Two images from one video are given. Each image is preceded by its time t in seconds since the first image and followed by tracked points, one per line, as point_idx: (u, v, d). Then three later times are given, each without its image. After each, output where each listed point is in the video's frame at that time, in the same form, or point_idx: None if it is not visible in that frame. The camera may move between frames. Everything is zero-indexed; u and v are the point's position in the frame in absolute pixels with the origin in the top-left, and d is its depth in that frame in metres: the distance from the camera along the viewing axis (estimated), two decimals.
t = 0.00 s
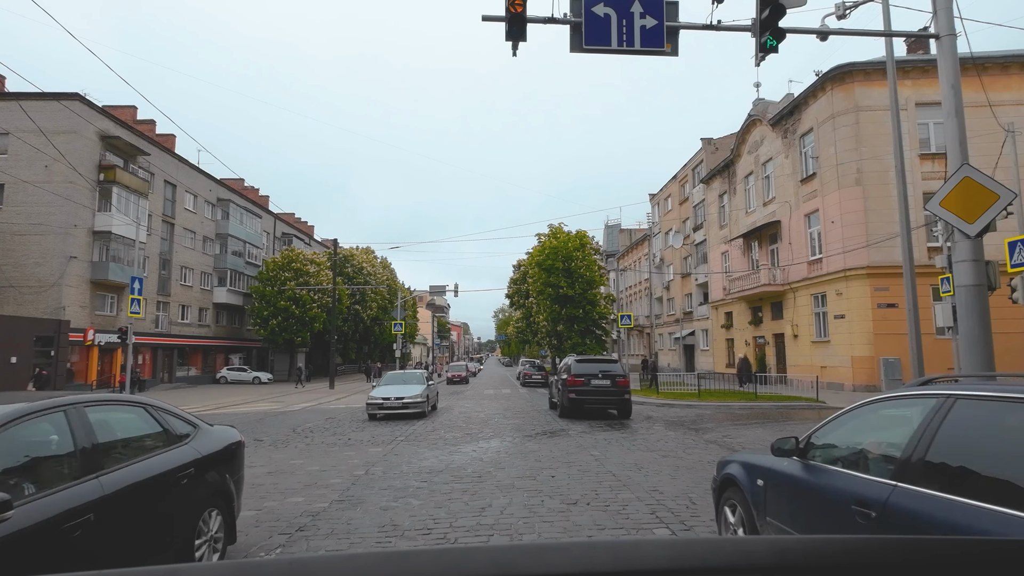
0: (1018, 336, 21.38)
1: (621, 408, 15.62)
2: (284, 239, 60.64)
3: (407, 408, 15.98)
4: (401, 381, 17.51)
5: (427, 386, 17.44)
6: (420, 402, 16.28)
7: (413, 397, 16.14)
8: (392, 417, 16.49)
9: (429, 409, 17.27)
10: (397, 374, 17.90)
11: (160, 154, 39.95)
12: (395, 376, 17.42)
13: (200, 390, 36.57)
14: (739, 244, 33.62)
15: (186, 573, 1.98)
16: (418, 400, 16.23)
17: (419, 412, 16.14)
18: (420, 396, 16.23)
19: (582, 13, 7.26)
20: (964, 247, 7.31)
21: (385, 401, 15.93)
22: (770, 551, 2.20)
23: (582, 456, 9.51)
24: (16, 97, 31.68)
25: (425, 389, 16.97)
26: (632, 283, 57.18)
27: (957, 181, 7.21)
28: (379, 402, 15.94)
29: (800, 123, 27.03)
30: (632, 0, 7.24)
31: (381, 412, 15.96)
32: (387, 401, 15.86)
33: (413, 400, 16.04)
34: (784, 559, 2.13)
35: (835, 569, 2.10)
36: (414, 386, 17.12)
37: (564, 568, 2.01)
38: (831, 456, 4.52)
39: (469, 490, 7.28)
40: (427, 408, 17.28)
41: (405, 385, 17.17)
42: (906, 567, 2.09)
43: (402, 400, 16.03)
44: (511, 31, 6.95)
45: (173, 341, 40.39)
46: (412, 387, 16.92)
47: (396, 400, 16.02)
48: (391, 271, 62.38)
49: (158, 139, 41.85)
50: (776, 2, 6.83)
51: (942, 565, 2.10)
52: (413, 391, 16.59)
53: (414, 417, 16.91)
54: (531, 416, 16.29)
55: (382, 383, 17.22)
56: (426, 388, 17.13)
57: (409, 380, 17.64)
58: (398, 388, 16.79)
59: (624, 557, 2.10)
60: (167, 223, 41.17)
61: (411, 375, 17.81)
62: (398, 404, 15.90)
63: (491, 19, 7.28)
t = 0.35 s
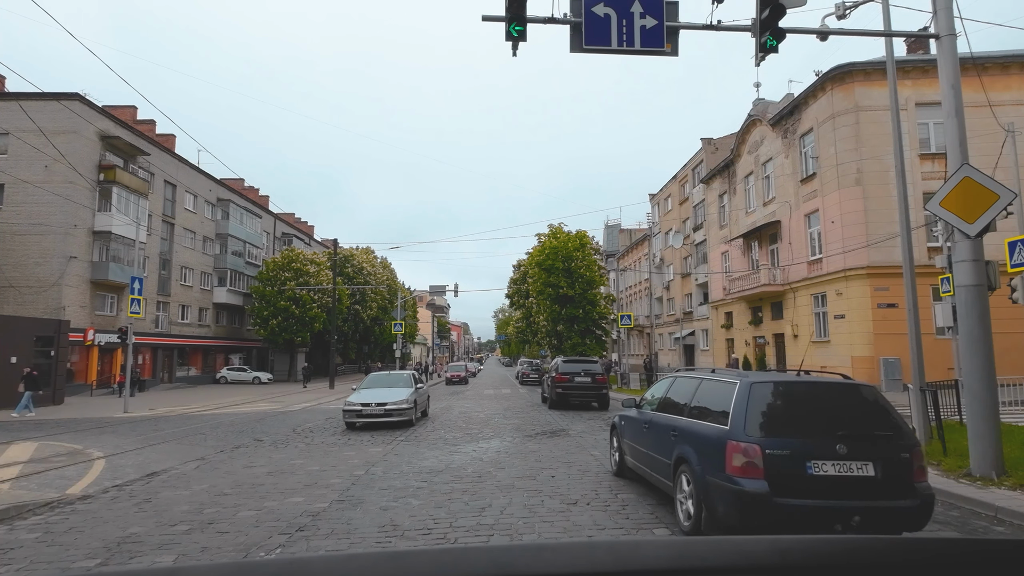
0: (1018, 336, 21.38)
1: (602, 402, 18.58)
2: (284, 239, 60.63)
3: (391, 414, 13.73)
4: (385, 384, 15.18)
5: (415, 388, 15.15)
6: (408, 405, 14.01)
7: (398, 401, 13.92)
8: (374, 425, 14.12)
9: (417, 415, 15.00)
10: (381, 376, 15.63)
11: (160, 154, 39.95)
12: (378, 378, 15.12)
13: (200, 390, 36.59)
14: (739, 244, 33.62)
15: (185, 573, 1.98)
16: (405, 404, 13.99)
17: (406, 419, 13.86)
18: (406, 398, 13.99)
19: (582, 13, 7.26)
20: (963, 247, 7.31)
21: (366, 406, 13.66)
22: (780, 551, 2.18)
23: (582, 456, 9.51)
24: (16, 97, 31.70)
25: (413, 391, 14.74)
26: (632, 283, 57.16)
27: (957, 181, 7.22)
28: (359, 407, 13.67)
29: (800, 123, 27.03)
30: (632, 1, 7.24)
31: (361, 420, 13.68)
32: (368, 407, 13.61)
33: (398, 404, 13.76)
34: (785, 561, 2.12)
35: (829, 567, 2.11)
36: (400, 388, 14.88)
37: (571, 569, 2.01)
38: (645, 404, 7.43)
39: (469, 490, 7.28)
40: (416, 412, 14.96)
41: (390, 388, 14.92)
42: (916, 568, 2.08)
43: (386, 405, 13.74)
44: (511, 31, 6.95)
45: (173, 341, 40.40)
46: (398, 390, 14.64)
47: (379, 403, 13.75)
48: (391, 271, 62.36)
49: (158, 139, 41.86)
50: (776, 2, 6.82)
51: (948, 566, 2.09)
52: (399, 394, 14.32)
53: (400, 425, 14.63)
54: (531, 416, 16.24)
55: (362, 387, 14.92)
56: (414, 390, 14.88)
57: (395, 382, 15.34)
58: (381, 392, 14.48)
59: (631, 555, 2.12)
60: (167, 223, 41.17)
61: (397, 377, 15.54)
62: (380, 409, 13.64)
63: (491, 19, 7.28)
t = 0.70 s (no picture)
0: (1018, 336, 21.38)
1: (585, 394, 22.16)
2: (284, 239, 60.63)
3: (367, 426, 11.37)
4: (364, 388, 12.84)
5: (399, 394, 12.78)
6: (387, 415, 11.64)
7: (376, 409, 11.59)
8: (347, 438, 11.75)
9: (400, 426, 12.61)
10: (359, 379, 13.31)
11: (160, 154, 39.95)
12: (355, 382, 12.79)
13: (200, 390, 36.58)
14: (739, 244, 33.62)
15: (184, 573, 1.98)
16: (384, 413, 11.63)
17: (385, 431, 11.51)
18: (385, 406, 11.64)
19: (582, 13, 7.26)
20: (963, 247, 7.31)
21: (335, 417, 11.31)
22: (781, 553, 2.17)
23: (582, 456, 9.51)
24: (16, 97, 31.68)
25: (395, 397, 12.38)
26: (632, 283, 57.18)
27: (957, 181, 7.22)
28: (328, 418, 11.32)
29: (800, 123, 27.03)
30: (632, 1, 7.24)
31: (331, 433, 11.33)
32: (338, 417, 11.26)
33: (375, 414, 11.41)
34: (785, 561, 2.12)
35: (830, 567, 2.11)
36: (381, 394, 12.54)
37: (572, 570, 2.01)
38: (587, 390, 10.98)
39: (469, 490, 7.28)
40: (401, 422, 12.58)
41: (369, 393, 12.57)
42: (918, 567, 2.08)
43: (360, 415, 11.37)
44: (511, 31, 6.95)
45: (173, 341, 40.41)
46: (379, 396, 12.29)
47: (352, 413, 11.39)
48: (391, 271, 62.38)
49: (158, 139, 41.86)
50: (776, 2, 6.83)
51: (950, 566, 2.09)
52: (377, 401, 11.97)
53: (380, 438, 12.24)
54: (531, 416, 16.24)
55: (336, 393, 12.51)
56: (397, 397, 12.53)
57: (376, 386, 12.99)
58: (356, 398, 12.12)
59: (631, 556, 2.12)
60: (167, 223, 41.15)
61: (378, 380, 13.22)
62: (353, 421, 11.28)
63: (491, 19, 7.27)
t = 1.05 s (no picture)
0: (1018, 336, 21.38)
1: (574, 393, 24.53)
2: (284, 239, 60.64)
3: (330, 444, 9.05)
4: (332, 395, 10.54)
5: (374, 401, 10.48)
6: (356, 429, 9.34)
7: (341, 422, 9.26)
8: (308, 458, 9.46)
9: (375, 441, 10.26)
10: (327, 383, 11.01)
11: (160, 154, 39.96)
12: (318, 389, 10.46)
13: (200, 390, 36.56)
14: (739, 244, 33.64)
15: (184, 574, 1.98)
16: (352, 427, 9.34)
17: (353, 450, 9.21)
18: (352, 419, 9.33)
19: (582, 13, 7.26)
20: (963, 247, 7.30)
21: (290, 433, 9.02)
22: (782, 552, 2.17)
23: (582, 455, 9.52)
24: (16, 97, 31.70)
25: (368, 406, 10.07)
26: (632, 283, 57.18)
27: (957, 181, 7.22)
28: (281, 436, 9.02)
29: (800, 123, 27.04)
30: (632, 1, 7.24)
31: (285, 453, 9.04)
32: (293, 434, 8.95)
33: (339, 429, 9.10)
34: (787, 561, 2.11)
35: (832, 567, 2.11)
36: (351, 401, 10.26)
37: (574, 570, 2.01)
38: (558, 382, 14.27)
39: (469, 490, 7.28)
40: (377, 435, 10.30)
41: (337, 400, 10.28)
42: (922, 566, 2.08)
43: (320, 431, 9.06)
44: (511, 31, 6.95)
45: (173, 342, 40.44)
46: (348, 404, 10.01)
47: (310, 428, 9.09)
48: (391, 271, 62.40)
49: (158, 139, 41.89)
50: (776, 2, 6.83)
51: (952, 566, 2.09)
52: (345, 411, 9.66)
53: (348, 456, 9.91)
54: (531, 416, 16.22)
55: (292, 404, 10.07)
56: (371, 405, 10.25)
57: (347, 391, 10.70)
58: (320, 408, 9.80)
59: (631, 555, 2.12)
60: (167, 223, 41.15)
61: (349, 384, 10.89)
62: (312, 438, 8.99)
63: (491, 19, 7.27)
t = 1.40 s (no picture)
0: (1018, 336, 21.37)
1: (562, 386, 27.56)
2: (284, 239, 60.64)
3: (263, 477, 6.63)
4: (279, 407, 8.15)
5: (332, 415, 8.06)
6: (299, 457, 6.88)
7: (279, 445, 6.83)
8: (237, 494, 7.01)
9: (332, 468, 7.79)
10: (275, 390, 8.62)
11: (160, 154, 39.95)
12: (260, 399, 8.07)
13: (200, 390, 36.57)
14: (739, 244, 33.66)
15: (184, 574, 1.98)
16: (294, 452, 6.88)
17: (296, 484, 6.77)
18: (295, 441, 6.89)
19: (582, 13, 7.26)
20: (964, 247, 7.30)
21: (208, 462, 6.58)
22: (784, 551, 2.18)
23: (582, 456, 9.53)
24: (16, 97, 31.72)
25: (323, 422, 7.65)
26: (632, 283, 57.22)
27: (957, 182, 7.22)
28: (197, 466, 6.59)
29: (800, 123, 27.06)
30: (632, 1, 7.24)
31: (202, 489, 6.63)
32: (211, 462, 6.54)
33: (276, 457, 6.69)
34: (785, 561, 2.11)
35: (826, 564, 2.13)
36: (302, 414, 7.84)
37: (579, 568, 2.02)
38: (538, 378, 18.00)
39: (469, 490, 7.28)
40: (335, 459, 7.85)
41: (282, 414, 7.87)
42: (925, 567, 2.08)
43: (248, 460, 6.63)
44: (511, 31, 6.94)
45: (173, 342, 40.45)
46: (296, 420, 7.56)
47: (235, 457, 6.65)
48: (390, 271, 62.40)
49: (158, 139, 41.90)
50: (776, 2, 6.83)
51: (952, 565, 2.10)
52: (288, 430, 7.22)
53: (296, 489, 7.47)
54: (532, 417, 16.21)
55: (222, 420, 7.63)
56: (326, 420, 7.81)
57: (298, 403, 8.28)
58: (255, 426, 7.36)
59: (633, 556, 2.12)
60: (167, 223, 41.15)
61: (303, 392, 8.48)
62: (238, 469, 6.56)
63: (491, 19, 7.27)
